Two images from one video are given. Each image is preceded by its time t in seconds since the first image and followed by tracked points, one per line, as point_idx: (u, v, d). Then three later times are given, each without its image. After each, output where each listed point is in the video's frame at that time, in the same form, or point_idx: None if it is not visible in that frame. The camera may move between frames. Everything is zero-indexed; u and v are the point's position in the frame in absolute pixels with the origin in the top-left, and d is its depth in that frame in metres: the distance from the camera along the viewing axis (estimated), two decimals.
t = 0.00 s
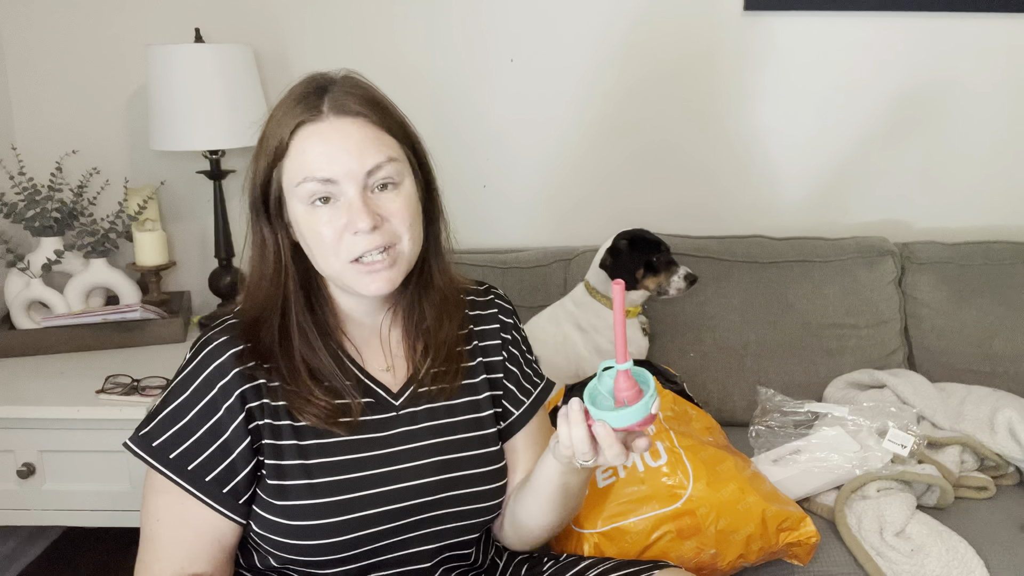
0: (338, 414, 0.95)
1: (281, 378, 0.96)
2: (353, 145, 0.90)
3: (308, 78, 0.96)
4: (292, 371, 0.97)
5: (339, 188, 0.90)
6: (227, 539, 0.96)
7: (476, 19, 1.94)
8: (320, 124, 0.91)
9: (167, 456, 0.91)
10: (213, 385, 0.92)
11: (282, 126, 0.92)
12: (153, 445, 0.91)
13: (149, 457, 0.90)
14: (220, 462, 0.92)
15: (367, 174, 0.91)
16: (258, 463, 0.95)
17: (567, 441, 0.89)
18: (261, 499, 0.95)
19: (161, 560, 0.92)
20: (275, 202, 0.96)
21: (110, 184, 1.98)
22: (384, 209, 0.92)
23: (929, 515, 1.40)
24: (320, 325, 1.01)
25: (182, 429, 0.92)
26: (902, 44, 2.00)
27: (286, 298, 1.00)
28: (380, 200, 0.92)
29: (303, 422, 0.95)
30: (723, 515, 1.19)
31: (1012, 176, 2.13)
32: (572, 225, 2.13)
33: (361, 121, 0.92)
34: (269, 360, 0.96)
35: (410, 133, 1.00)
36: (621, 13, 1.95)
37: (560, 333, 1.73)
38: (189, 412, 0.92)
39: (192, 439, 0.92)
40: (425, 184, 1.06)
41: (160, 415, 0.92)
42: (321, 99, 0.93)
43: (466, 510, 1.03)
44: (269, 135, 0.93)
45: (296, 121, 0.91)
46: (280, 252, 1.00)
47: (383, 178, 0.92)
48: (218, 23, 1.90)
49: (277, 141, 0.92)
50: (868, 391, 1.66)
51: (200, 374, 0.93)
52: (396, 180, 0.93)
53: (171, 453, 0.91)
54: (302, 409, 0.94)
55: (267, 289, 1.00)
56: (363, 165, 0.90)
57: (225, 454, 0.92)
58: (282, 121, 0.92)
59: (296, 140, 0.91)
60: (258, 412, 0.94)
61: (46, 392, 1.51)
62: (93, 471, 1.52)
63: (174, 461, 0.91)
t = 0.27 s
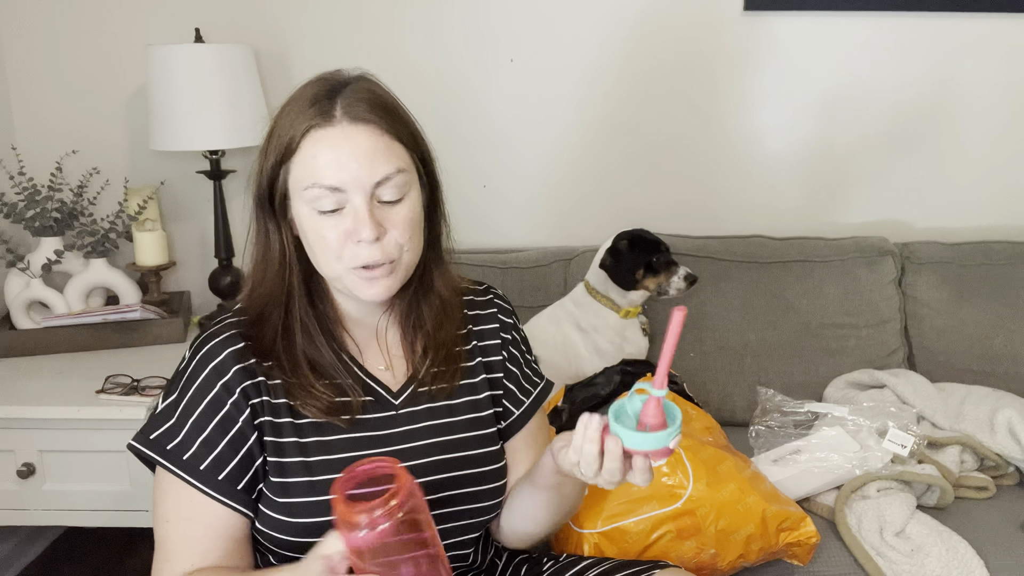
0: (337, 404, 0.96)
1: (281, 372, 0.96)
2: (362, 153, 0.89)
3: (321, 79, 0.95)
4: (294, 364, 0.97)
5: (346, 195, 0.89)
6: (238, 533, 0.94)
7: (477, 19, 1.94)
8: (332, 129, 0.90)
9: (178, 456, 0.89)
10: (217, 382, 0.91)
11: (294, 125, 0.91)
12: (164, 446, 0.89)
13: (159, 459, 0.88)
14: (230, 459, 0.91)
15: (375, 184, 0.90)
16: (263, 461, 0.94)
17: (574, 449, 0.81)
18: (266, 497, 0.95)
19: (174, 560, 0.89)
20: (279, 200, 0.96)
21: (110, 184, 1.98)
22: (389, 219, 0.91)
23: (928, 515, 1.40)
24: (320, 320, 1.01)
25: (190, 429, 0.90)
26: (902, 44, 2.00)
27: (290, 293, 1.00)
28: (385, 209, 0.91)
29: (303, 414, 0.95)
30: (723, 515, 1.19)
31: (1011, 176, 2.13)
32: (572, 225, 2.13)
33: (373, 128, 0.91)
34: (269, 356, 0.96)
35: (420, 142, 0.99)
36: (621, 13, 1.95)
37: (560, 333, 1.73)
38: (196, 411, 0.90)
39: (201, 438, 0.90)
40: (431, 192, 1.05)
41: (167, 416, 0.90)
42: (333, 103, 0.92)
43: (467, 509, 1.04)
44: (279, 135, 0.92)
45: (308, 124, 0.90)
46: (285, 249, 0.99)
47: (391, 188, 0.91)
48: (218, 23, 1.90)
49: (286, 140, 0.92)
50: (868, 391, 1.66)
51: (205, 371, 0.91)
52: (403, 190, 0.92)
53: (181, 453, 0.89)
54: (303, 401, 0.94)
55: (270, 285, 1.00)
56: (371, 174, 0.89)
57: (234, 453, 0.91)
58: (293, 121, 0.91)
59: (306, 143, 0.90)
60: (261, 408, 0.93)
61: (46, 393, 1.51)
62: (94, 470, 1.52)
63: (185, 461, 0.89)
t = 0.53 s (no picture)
0: (337, 402, 0.96)
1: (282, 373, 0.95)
2: (354, 154, 0.88)
3: (316, 79, 0.95)
4: (294, 363, 0.97)
5: (338, 196, 0.89)
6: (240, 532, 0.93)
7: (477, 19, 1.94)
8: (324, 129, 0.90)
9: (181, 459, 0.89)
10: (218, 384, 0.91)
11: (288, 124, 0.92)
12: (168, 449, 0.89)
13: (162, 461, 0.88)
14: (232, 461, 0.90)
15: (367, 184, 0.89)
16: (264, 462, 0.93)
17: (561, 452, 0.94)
18: (269, 498, 0.95)
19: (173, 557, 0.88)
20: (276, 198, 0.96)
21: (110, 183, 1.98)
22: (381, 219, 0.91)
23: (928, 515, 1.40)
24: (321, 318, 1.02)
25: (192, 430, 0.90)
26: (902, 44, 2.00)
27: (289, 292, 1.00)
28: (378, 210, 0.91)
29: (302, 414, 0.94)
30: (723, 515, 1.19)
31: (1011, 176, 2.13)
32: (572, 225, 2.13)
33: (367, 128, 0.91)
34: (269, 357, 0.95)
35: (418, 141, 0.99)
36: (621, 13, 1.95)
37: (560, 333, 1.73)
38: (197, 413, 0.90)
39: (202, 440, 0.89)
40: (432, 193, 1.05)
41: (170, 419, 0.90)
42: (327, 103, 0.92)
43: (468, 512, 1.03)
44: (275, 135, 0.93)
45: (300, 123, 0.91)
46: (285, 249, 1.00)
47: (384, 188, 0.90)
48: (218, 23, 1.90)
49: (281, 138, 0.92)
50: (868, 391, 1.66)
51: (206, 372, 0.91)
52: (397, 190, 0.91)
53: (184, 455, 0.89)
54: (303, 397, 0.94)
55: (271, 285, 1.00)
56: (363, 174, 0.89)
57: (235, 454, 0.91)
58: (288, 120, 0.92)
59: (300, 142, 0.91)
60: (263, 409, 0.92)
61: (46, 393, 1.51)
62: (94, 470, 1.52)
63: (188, 463, 0.89)
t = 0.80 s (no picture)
0: (333, 402, 0.96)
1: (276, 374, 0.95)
2: (365, 155, 0.88)
3: (325, 79, 0.95)
4: (290, 364, 0.97)
5: (348, 197, 0.88)
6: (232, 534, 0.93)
7: (476, 19, 1.94)
8: (334, 130, 0.89)
9: (174, 459, 0.88)
10: (213, 385, 0.90)
11: (296, 125, 0.91)
12: (160, 448, 0.88)
13: (154, 461, 0.88)
14: (225, 463, 0.90)
15: (377, 186, 0.89)
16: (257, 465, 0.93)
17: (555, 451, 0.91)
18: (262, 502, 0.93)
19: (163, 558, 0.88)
20: (279, 199, 0.96)
21: (110, 183, 1.98)
22: (389, 220, 0.91)
23: (928, 515, 1.40)
24: (318, 318, 1.02)
25: (186, 431, 0.89)
26: (902, 44, 2.00)
27: (288, 292, 1.00)
28: (386, 212, 0.91)
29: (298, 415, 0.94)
30: (723, 515, 1.18)
31: (1011, 176, 2.13)
32: (572, 225, 2.13)
33: (375, 130, 0.91)
34: (265, 360, 0.95)
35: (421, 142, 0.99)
36: (621, 13, 1.95)
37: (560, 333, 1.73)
38: (191, 413, 0.90)
39: (195, 441, 0.89)
40: (430, 193, 1.05)
41: (164, 419, 0.90)
42: (336, 104, 0.92)
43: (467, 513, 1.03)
44: (280, 135, 0.92)
45: (310, 124, 0.90)
46: (285, 249, 1.00)
47: (393, 191, 0.90)
48: (218, 23, 1.90)
49: (288, 139, 0.92)
50: (868, 391, 1.66)
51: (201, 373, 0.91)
52: (405, 193, 0.92)
53: (177, 456, 0.88)
54: (299, 398, 0.94)
55: (270, 285, 1.01)
56: (373, 176, 0.88)
57: (229, 455, 0.90)
58: (296, 121, 0.91)
59: (309, 143, 0.90)
60: (258, 410, 0.92)
61: (46, 393, 1.51)
62: (94, 470, 1.52)
63: (181, 464, 0.88)
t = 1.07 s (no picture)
0: (329, 402, 0.96)
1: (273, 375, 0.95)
2: (371, 156, 0.88)
3: (330, 79, 0.95)
4: (286, 364, 0.97)
5: (353, 197, 0.89)
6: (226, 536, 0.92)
7: (476, 19, 1.94)
8: (339, 131, 0.89)
9: (170, 460, 0.88)
10: (209, 385, 0.90)
11: (300, 126, 0.90)
12: (158, 450, 0.89)
13: (152, 463, 0.88)
14: (223, 463, 0.90)
15: (383, 187, 0.89)
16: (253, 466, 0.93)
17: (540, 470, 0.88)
18: (259, 502, 0.94)
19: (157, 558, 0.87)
20: (279, 198, 0.95)
21: (110, 183, 1.98)
22: (393, 220, 0.92)
23: (928, 515, 1.40)
24: (313, 317, 1.02)
25: (182, 431, 0.89)
26: (902, 44, 2.00)
27: (284, 292, 1.00)
28: (390, 212, 0.92)
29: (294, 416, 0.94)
30: (723, 515, 1.18)
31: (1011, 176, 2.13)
32: (572, 225, 2.13)
33: (380, 131, 0.91)
34: (262, 361, 0.95)
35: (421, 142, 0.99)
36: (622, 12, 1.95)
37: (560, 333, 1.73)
38: (188, 414, 0.90)
39: (192, 442, 0.89)
40: (427, 192, 1.05)
41: (162, 420, 0.90)
42: (340, 104, 0.91)
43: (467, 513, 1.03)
44: (283, 135, 0.91)
45: (316, 124, 0.89)
46: (281, 249, 0.99)
47: (397, 192, 0.91)
48: (218, 23, 1.90)
49: (292, 140, 0.91)
50: (868, 391, 1.66)
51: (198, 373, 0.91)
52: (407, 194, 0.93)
53: (175, 457, 0.88)
54: (293, 398, 0.94)
55: (266, 285, 1.00)
56: (380, 176, 0.89)
57: (226, 455, 0.90)
58: (300, 122, 0.91)
59: (314, 144, 0.89)
60: (254, 411, 0.92)
61: (46, 393, 1.51)
62: (94, 470, 1.52)
63: (178, 464, 0.88)
